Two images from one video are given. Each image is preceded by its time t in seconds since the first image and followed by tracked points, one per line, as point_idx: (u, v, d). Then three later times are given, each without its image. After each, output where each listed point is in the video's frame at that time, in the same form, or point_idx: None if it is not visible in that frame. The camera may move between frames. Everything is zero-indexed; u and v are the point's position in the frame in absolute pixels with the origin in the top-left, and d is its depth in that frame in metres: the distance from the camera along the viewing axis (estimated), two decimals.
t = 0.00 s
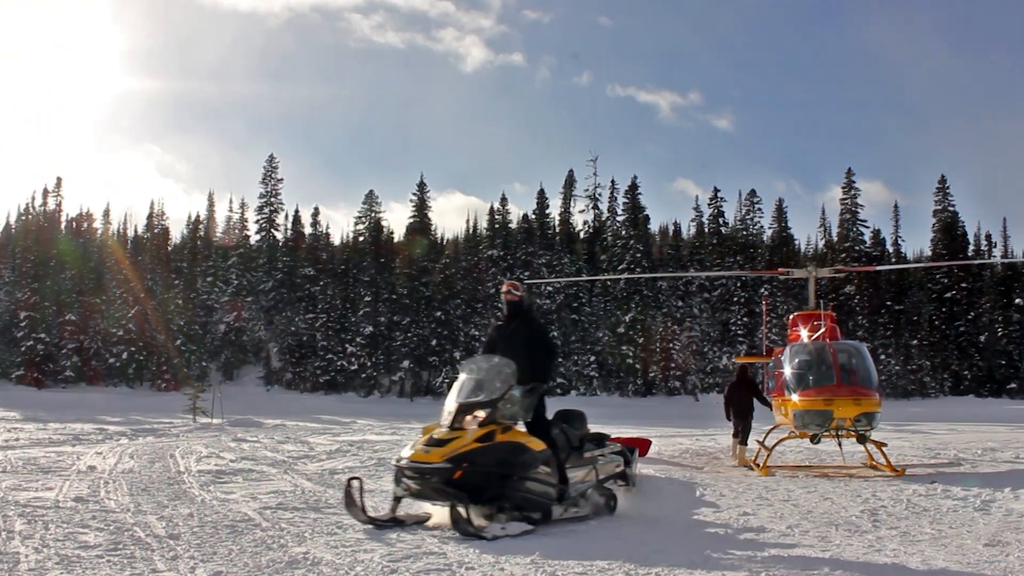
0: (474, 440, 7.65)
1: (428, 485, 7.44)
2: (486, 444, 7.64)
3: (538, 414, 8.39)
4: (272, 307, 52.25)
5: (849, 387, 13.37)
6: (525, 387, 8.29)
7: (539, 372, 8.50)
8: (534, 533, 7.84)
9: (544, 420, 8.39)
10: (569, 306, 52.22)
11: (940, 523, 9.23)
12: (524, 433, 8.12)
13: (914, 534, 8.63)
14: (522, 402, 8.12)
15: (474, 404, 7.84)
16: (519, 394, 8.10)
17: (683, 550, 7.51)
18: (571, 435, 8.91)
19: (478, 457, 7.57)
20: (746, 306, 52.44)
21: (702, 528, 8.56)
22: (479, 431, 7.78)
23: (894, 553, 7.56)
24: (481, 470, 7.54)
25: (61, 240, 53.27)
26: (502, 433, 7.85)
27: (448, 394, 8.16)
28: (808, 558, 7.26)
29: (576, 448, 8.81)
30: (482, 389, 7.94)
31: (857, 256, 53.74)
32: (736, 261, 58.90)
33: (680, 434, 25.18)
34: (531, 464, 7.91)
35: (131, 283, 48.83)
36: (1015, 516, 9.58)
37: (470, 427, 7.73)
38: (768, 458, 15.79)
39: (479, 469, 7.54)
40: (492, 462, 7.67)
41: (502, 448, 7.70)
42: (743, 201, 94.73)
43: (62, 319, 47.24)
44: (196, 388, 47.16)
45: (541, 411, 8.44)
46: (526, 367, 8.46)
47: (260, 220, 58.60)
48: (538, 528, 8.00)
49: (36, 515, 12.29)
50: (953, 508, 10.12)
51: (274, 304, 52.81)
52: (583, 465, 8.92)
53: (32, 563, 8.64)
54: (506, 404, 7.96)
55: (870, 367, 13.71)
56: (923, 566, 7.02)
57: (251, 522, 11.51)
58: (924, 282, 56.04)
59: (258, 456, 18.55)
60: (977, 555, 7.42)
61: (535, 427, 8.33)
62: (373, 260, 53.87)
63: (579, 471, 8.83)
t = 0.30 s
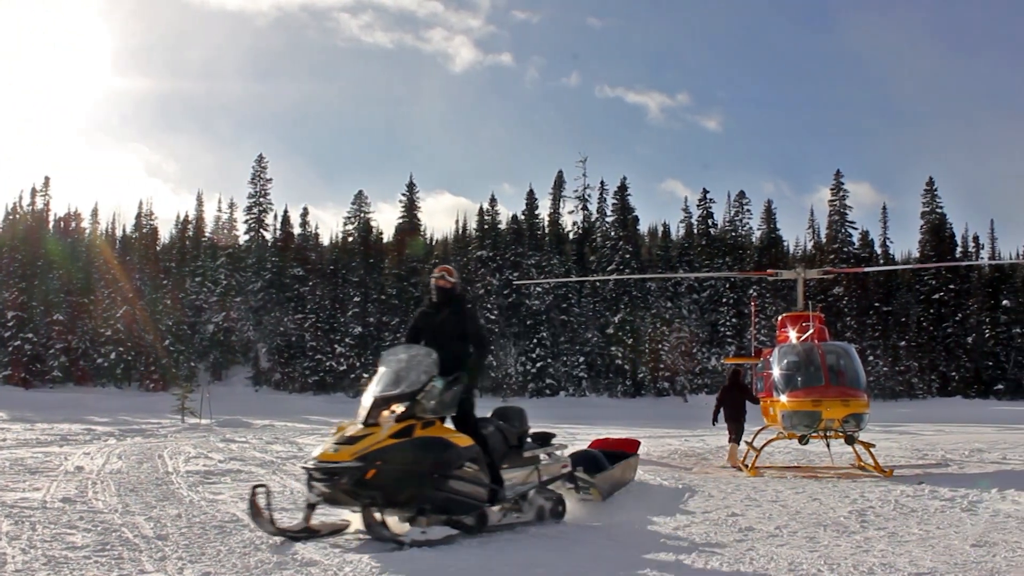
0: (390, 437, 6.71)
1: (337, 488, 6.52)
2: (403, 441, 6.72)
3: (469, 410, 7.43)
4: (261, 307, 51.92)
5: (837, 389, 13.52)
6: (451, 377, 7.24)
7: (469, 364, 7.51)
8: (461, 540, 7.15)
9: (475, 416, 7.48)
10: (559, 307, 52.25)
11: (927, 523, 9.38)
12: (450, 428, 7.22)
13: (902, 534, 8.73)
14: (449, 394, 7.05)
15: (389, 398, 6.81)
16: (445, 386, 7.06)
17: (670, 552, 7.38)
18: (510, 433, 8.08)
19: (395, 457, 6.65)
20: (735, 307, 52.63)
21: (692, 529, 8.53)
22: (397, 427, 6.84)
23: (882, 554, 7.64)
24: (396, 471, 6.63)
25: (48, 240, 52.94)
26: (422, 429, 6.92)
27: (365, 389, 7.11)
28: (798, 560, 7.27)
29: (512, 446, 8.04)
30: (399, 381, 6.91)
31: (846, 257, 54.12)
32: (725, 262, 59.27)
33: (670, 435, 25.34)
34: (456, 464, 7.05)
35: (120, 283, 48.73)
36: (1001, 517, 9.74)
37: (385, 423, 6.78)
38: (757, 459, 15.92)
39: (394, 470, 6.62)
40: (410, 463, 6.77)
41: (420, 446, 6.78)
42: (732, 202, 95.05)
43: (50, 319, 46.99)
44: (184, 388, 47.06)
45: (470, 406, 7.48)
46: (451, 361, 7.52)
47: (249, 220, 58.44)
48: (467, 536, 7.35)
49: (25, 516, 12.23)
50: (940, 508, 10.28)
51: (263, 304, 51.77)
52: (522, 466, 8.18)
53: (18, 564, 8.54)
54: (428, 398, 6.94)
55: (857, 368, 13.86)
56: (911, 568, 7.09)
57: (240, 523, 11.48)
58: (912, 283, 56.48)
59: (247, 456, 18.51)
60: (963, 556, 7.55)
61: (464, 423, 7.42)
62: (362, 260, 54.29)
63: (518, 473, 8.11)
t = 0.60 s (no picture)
0: (294, 438, 5.99)
1: (232, 497, 5.77)
2: (309, 443, 6.01)
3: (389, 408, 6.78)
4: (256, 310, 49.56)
5: (833, 389, 13.57)
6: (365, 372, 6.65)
7: (390, 360, 6.91)
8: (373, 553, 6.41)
9: (397, 415, 6.84)
10: (554, 307, 52.19)
11: (922, 523, 9.45)
12: (365, 429, 6.55)
13: (897, 534, 8.79)
14: (363, 390, 6.49)
15: (294, 396, 6.15)
16: (356, 381, 6.47)
17: (665, 554, 7.38)
18: (443, 432, 7.36)
19: (298, 461, 5.93)
20: (731, 307, 52.71)
21: (687, 529, 8.56)
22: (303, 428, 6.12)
23: (877, 555, 7.69)
24: (299, 477, 5.89)
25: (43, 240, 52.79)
26: (332, 429, 6.23)
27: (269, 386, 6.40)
28: (794, 561, 7.31)
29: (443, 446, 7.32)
30: (307, 378, 6.27)
31: (841, 258, 54.20)
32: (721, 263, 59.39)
33: (666, 435, 25.41)
34: (369, 469, 6.39)
35: (115, 284, 48.68)
36: (996, 517, 9.81)
37: (289, 423, 6.08)
38: (753, 459, 15.97)
39: (295, 476, 5.89)
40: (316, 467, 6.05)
41: (328, 448, 6.09)
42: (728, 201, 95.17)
43: (45, 319, 46.86)
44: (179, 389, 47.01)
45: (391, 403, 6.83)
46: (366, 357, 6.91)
47: (244, 220, 58.33)
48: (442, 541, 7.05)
49: (20, 517, 12.20)
50: (935, 509, 10.36)
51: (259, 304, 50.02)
52: (459, 466, 7.43)
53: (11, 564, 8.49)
54: (338, 396, 6.31)
55: (853, 368, 13.94)
56: (905, 567, 7.15)
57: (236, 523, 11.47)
58: (907, 283, 56.63)
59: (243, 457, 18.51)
60: (958, 556, 7.61)
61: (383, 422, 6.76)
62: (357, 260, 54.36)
63: (455, 474, 7.38)
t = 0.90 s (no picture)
0: (174, 440, 5.41)
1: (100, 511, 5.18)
2: (191, 445, 5.44)
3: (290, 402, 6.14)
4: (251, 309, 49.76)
5: (830, 390, 13.62)
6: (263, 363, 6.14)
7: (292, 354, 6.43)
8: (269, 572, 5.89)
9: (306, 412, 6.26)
10: (551, 308, 52.18)
11: (918, 523, 9.49)
12: (260, 429, 5.96)
13: (893, 535, 8.80)
14: (257, 381, 5.95)
15: (178, 392, 5.65)
16: (248, 374, 5.90)
17: (661, 554, 7.38)
18: (360, 428, 6.95)
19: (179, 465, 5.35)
20: (728, 307, 52.82)
21: (684, 530, 8.57)
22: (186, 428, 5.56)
23: (874, 555, 7.72)
24: (177, 485, 5.32)
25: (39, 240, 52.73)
26: (218, 428, 5.66)
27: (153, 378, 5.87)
28: (790, 561, 7.34)
29: (359, 448, 6.88)
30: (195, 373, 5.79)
31: (839, 257, 54.28)
32: (717, 263, 59.52)
33: (664, 435, 25.46)
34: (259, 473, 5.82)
35: (112, 285, 48.77)
36: (992, 517, 9.85)
37: (171, 423, 5.52)
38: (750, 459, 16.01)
39: (175, 483, 5.33)
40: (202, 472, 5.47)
41: (214, 451, 5.53)
42: (725, 201, 95.22)
43: (42, 320, 46.83)
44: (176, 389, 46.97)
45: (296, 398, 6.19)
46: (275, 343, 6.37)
47: (241, 220, 58.27)
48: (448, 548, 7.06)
49: (19, 517, 12.16)
50: (933, 509, 10.40)
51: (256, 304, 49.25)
52: (379, 466, 7.04)
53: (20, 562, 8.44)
54: (226, 391, 5.81)
55: (850, 369, 13.99)
56: (903, 567, 7.19)
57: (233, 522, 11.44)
58: (904, 284, 56.70)
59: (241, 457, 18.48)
60: (955, 557, 7.64)
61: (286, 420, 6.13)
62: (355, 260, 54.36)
63: (378, 475, 7.01)
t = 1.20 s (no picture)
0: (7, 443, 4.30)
1: None
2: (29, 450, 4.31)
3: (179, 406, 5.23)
4: (253, 308, 51.54)
5: (831, 390, 13.62)
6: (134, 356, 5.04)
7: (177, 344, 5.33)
8: None
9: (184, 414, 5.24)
10: (551, 308, 52.16)
11: (916, 523, 9.49)
12: (125, 431, 4.81)
13: (894, 535, 8.79)
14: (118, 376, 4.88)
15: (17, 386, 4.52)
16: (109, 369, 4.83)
17: (661, 554, 7.39)
18: (260, 431, 6.06)
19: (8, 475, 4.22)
20: (728, 307, 52.84)
21: (684, 530, 8.58)
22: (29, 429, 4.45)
23: (874, 555, 7.72)
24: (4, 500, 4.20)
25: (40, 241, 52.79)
26: (66, 431, 4.49)
27: None
28: (790, 560, 7.35)
29: (256, 454, 6.01)
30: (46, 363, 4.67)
31: (839, 258, 54.29)
32: (717, 263, 59.59)
33: (664, 435, 25.47)
34: (116, 487, 4.60)
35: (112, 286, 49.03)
36: (993, 517, 9.86)
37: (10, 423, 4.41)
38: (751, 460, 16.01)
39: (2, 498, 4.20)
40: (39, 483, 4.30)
41: (57, 459, 4.36)
42: (725, 201, 95.10)
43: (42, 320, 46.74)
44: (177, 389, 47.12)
45: (179, 397, 5.31)
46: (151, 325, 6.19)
47: (242, 221, 58.31)
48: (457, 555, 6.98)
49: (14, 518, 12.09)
50: (933, 508, 10.42)
51: (256, 305, 51.65)
52: (280, 477, 6.16)
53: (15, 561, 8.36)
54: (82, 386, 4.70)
55: (850, 369, 14.00)
56: (903, 567, 7.19)
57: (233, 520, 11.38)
58: (904, 283, 56.72)
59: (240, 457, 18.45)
60: (955, 557, 7.64)
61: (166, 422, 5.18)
62: (355, 260, 54.44)
63: (276, 486, 6.10)
